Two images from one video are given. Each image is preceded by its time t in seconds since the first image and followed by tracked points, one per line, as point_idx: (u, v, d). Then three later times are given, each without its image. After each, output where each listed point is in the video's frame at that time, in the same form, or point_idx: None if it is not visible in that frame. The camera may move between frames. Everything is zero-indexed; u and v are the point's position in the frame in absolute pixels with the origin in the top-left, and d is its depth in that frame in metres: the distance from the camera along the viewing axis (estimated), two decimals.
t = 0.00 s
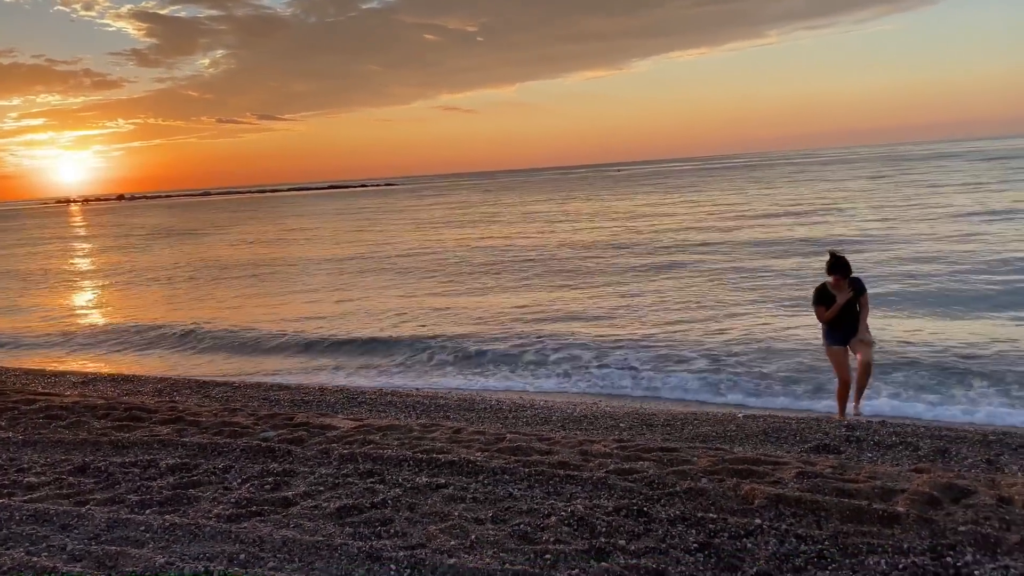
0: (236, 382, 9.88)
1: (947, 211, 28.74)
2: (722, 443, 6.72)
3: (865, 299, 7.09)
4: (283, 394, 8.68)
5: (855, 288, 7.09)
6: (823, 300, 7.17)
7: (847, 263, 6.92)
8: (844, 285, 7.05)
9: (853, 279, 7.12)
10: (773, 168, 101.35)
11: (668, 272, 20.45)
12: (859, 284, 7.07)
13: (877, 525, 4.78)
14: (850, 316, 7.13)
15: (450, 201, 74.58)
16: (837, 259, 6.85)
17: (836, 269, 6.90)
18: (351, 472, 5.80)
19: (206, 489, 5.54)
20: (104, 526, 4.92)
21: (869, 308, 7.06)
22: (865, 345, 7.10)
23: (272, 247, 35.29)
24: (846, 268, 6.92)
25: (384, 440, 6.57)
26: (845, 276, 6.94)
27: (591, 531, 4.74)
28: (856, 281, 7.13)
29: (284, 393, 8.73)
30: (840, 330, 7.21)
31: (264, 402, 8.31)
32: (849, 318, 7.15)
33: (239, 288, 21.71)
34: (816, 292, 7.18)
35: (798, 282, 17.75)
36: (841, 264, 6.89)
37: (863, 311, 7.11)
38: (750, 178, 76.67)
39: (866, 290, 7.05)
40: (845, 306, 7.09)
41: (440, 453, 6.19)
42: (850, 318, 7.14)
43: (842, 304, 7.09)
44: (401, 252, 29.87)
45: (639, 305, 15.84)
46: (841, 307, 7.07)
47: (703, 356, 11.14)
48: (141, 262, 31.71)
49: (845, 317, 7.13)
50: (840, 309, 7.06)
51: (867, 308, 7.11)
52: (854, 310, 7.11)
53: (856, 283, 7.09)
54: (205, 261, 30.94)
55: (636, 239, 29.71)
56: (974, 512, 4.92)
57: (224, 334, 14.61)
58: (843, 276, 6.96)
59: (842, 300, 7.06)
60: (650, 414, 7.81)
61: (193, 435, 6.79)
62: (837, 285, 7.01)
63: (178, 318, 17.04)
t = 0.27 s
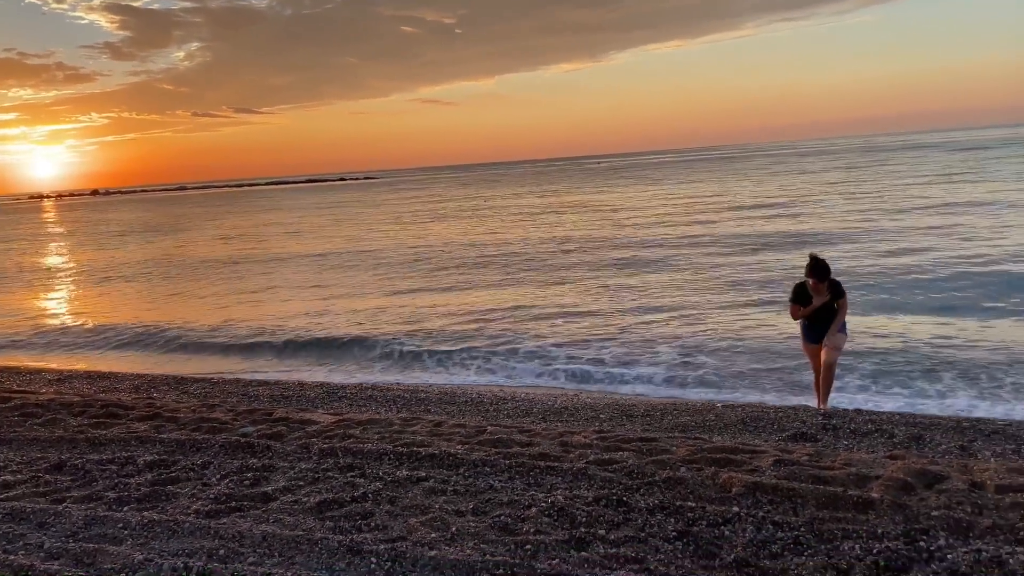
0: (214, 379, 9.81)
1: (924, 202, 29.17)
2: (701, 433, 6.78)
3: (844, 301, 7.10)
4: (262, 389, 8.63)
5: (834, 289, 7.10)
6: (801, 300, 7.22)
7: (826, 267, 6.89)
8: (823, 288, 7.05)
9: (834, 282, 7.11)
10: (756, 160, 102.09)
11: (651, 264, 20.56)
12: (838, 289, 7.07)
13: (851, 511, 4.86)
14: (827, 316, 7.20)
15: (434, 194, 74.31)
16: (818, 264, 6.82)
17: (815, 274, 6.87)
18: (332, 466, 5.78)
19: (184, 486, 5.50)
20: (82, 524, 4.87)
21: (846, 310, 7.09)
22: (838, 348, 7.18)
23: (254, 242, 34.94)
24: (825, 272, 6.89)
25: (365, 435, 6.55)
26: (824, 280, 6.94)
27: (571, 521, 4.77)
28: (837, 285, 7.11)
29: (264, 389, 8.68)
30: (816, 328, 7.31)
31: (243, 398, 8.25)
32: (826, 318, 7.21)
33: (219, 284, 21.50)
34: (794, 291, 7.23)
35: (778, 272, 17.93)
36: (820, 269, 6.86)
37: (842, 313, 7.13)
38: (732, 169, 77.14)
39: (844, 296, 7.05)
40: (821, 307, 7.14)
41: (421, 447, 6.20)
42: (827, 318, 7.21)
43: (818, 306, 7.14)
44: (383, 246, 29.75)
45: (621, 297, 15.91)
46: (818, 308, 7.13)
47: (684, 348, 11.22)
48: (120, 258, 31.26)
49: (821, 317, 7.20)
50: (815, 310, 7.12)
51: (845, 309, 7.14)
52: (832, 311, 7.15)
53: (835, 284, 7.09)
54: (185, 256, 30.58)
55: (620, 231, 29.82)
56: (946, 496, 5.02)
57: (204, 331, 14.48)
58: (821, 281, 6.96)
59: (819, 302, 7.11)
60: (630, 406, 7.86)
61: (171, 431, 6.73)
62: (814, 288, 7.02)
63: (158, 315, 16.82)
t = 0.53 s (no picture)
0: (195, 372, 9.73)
1: (903, 192, 29.52)
2: (683, 422, 6.84)
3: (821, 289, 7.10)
4: (243, 383, 8.56)
5: (811, 278, 7.09)
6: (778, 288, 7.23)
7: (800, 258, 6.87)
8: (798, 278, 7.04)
9: (811, 270, 7.08)
10: (739, 150, 102.66)
11: (634, 253, 20.65)
12: (814, 277, 7.05)
13: (830, 497, 4.94)
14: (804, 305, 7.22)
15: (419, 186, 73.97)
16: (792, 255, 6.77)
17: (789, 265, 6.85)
18: (314, 458, 5.77)
19: (165, 479, 5.46)
20: (62, 519, 4.82)
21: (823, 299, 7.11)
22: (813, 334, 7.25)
23: (236, 234, 34.59)
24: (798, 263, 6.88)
25: (347, 427, 6.53)
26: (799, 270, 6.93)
27: (553, 510, 4.80)
28: (814, 272, 7.08)
29: (245, 382, 8.61)
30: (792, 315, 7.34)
31: (223, 391, 8.19)
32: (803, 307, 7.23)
33: (201, 276, 21.29)
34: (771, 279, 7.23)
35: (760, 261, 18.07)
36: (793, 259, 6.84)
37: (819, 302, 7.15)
38: (716, 159, 77.51)
39: (821, 283, 7.03)
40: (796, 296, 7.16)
41: (404, 438, 6.19)
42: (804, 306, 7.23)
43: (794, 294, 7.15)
44: (368, 238, 29.60)
45: (605, 286, 15.96)
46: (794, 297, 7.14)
47: (666, 338, 11.28)
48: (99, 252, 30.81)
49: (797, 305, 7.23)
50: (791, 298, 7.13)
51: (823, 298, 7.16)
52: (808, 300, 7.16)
53: (812, 273, 7.07)
54: (166, 249, 30.23)
55: (604, 221, 29.88)
56: (922, 482, 5.11)
57: (185, 325, 14.35)
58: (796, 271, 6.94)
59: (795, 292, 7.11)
60: (613, 395, 7.90)
61: (151, 425, 6.67)
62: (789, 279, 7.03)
63: (138, 308, 16.62)
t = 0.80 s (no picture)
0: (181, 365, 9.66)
1: (891, 184, 29.70)
2: (670, 413, 6.87)
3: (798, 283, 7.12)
4: (230, 375, 8.51)
5: (787, 271, 7.13)
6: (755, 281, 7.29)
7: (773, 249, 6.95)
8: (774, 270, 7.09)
9: (785, 262, 7.11)
10: (730, 142, 102.82)
11: (624, 245, 20.67)
12: (789, 268, 7.07)
13: (815, 486, 4.97)
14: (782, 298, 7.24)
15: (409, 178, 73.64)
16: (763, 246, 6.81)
17: (762, 257, 6.91)
18: (301, 451, 5.75)
19: (151, 472, 5.42)
20: (46, 512, 4.78)
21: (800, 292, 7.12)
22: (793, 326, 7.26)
23: (224, 227, 34.33)
24: (772, 254, 6.95)
25: (334, 419, 6.51)
26: (773, 261, 6.98)
27: (541, 501, 4.81)
28: (789, 264, 7.11)
29: (233, 374, 8.57)
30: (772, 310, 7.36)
31: (210, 384, 8.14)
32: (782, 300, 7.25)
33: (189, 269, 21.13)
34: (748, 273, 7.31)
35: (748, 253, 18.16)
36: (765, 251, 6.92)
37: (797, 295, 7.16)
38: (707, 151, 77.70)
39: (797, 274, 7.05)
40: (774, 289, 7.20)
41: (392, 430, 6.18)
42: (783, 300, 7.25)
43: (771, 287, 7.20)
44: (357, 230, 29.46)
45: (594, 279, 15.98)
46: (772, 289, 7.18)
47: (654, 330, 11.34)
48: (85, 244, 30.50)
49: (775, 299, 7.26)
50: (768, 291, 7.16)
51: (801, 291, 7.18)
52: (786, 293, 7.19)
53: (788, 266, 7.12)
54: (154, 241, 29.95)
55: (594, 213, 29.89)
56: (907, 471, 5.15)
57: (173, 319, 14.24)
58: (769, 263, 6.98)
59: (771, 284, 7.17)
60: (600, 387, 7.92)
61: (137, 418, 6.62)
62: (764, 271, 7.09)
63: (125, 302, 16.49)
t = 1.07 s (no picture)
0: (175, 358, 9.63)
1: (886, 180, 29.76)
2: (664, 407, 6.87)
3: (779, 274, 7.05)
4: (224, 369, 8.49)
5: (768, 261, 7.05)
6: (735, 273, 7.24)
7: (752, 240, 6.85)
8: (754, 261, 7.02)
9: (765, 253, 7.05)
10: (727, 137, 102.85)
11: (620, 241, 20.67)
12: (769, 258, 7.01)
13: (810, 481, 4.97)
14: (764, 289, 7.17)
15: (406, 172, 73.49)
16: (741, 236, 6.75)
17: (741, 246, 6.85)
18: (295, 444, 5.73)
19: (143, 466, 5.40)
20: (38, 505, 4.76)
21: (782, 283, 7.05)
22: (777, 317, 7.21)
23: (219, 221, 34.19)
24: (751, 245, 6.87)
25: (328, 413, 6.49)
26: (752, 253, 6.90)
27: (535, 495, 4.80)
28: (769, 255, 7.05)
29: (227, 368, 8.54)
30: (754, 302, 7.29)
31: (203, 377, 8.11)
32: (764, 291, 7.19)
33: (183, 262, 21.04)
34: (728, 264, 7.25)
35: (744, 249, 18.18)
36: (744, 242, 6.83)
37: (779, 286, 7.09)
38: (704, 147, 77.71)
39: (777, 264, 6.99)
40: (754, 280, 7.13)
41: (386, 424, 6.17)
42: (765, 291, 7.18)
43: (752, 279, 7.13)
44: (353, 225, 29.40)
45: (589, 274, 15.98)
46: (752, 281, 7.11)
47: (650, 326, 11.35)
48: (80, 237, 30.35)
49: (756, 290, 7.20)
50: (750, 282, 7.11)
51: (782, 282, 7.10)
52: (768, 285, 7.11)
53: (768, 257, 7.04)
54: (148, 235, 29.81)
55: (590, 209, 29.87)
56: (901, 466, 5.17)
57: (167, 312, 14.19)
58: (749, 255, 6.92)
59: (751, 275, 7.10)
60: (594, 382, 7.92)
61: (130, 411, 6.59)
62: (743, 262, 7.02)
63: (118, 295, 16.41)
